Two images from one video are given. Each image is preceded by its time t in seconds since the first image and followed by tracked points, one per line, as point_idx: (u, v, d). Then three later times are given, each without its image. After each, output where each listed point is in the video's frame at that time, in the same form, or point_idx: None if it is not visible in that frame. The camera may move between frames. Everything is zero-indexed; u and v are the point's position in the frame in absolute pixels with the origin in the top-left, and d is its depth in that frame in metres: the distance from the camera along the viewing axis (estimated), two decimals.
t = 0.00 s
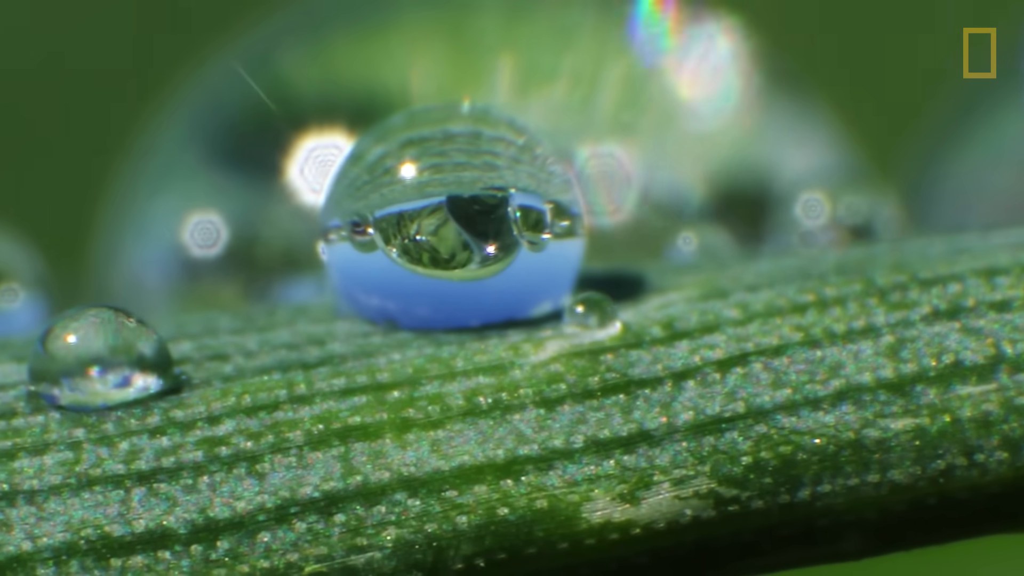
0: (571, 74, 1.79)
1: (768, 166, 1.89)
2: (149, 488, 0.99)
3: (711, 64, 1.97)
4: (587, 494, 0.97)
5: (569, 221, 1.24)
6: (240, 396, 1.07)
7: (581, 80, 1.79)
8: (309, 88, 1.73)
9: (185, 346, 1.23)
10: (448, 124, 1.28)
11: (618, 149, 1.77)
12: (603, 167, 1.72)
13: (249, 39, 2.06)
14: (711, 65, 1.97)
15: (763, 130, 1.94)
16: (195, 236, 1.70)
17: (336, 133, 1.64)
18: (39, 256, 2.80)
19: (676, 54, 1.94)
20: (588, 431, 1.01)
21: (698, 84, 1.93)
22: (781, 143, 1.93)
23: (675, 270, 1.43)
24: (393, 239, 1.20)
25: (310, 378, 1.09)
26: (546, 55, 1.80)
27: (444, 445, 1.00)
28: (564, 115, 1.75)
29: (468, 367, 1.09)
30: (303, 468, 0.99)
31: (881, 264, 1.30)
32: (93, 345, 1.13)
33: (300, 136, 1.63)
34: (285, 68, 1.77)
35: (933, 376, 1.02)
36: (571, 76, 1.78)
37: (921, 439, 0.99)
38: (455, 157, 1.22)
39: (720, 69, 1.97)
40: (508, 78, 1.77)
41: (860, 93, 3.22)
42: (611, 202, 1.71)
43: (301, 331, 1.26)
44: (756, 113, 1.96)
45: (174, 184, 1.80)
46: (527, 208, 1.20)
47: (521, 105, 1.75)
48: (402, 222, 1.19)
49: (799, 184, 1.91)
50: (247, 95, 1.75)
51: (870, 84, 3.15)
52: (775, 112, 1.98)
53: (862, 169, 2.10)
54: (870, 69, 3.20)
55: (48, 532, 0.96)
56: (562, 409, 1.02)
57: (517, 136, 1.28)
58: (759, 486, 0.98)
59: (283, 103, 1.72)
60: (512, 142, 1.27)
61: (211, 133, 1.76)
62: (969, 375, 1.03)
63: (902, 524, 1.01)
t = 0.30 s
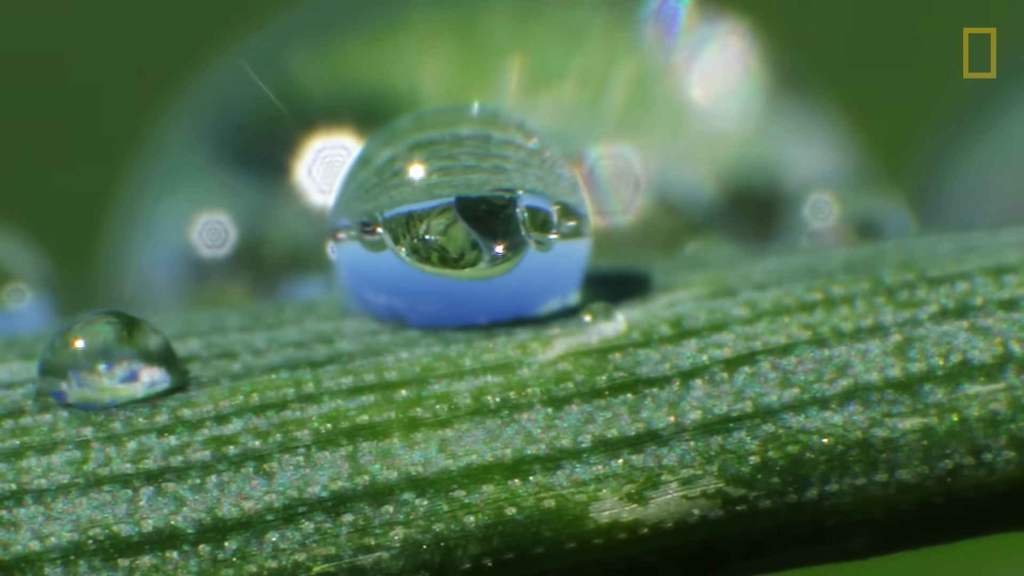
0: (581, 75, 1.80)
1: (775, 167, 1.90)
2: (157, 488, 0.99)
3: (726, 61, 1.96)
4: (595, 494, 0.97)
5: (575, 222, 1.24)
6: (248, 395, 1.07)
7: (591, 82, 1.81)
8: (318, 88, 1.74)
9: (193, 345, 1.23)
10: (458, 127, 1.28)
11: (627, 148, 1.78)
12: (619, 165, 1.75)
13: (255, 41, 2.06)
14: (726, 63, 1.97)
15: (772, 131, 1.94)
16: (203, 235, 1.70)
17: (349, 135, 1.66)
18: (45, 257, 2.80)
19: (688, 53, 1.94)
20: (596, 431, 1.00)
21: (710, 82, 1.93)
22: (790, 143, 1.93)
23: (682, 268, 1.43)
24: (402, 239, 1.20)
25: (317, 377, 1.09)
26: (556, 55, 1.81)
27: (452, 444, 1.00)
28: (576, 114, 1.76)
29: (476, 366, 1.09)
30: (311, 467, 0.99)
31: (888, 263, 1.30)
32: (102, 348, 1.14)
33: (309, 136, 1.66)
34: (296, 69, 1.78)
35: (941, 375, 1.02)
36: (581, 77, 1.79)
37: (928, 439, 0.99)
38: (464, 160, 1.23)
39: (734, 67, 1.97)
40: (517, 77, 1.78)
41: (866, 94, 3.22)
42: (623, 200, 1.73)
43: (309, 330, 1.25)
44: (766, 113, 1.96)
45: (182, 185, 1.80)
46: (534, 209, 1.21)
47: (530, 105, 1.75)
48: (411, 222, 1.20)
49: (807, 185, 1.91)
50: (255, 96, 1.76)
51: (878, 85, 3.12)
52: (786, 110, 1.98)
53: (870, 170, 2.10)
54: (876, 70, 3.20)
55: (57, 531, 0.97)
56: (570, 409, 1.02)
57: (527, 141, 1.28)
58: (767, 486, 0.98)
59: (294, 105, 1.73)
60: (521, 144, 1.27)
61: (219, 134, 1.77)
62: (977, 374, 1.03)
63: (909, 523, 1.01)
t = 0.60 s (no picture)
0: (586, 81, 1.85)
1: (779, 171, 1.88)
2: (164, 487, 0.99)
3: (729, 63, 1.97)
4: (602, 493, 0.97)
5: (582, 224, 1.24)
6: (255, 395, 1.07)
7: (595, 89, 1.85)
8: (323, 92, 1.78)
9: (200, 345, 1.23)
10: (465, 131, 1.28)
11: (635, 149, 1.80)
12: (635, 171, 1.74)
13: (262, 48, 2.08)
14: (732, 67, 1.97)
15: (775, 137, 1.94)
16: (211, 238, 1.70)
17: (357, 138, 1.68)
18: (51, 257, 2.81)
19: (691, 58, 1.96)
20: (602, 430, 1.00)
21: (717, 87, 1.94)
22: (793, 148, 1.93)
23: (689, 268, 1.43)
24: (410, 240, 1.20)
25: (324, 376, 1.09)
26: (562, 62, 1.87)
27: (459, 444, 1.00)
28: (580, 117, 1.80)
29: (483, 366, 1.09)
30: (317, 466, 0.99)
31: (895, 262, 1.30)
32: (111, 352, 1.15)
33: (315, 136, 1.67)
34: (303, 75, 1.81)
35: (948, 374, 1.02)
36: (585, 82, 1.84)
37: (935, 438, 0.99)
38: (472, 164, 1.22)
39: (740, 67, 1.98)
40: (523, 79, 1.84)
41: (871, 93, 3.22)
42: (632, 203, 1.72)
43: (316, 329, 1.25)
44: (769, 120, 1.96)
45: (189, 187, 1.81)
46: (541, 211, 1.21)
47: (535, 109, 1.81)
48: (418, 224, 1.20)
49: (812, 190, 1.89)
50: (259, 98, 1.78)
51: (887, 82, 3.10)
52: (790, 117, 1.98)
53: (877, 180, 2.09)
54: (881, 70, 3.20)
55: (63, 531, 0.97)
56: (576, 408, 1.02)
57: (535, 143, 1.28)
58: (774, 485, 0.98)
59: (299, 107, 1.76)
60: (529, 148, 1.26)
61: (226, 137, 1.78)
62: (984, 373, 1.03)
63: (916, 523, 1.01)
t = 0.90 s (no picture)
0: (593, 83, 1.86)
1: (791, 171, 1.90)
2: (171, 487, 0.99)
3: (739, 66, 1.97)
4: (609, 493, 0.97)
5: (588, 225, 1.24)
6: (262, 394, 1.07)
7: (604, 91, 1.86)
8: (330, 96, 1.79)
9: (207, 344, 1.23)
10: (471, 135, 1.30)
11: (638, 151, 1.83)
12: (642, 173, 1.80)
13: (267, 50, 2.09)
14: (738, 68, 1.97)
15: (789, 137, 1.94)
16: (217, 238, 1.72)
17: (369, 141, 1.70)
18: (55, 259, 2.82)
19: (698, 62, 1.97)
20: (610, 429, 1.01)
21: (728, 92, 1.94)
22: (807, 147, 1.93)
23: (695, 268, 1.43)
24: (417, 241, 1.21)
25: (332, 376, 1.09)
26: (569, 65, 1.89)
27: (466, 443, 1.00)
28: (587, 119, 1.82)
29: (490, 365, 1.09)
30: (325, 466, 0.99)
31: (902, 262, 1.30)
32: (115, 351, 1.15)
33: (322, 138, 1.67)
34: (311, 79, 1.83)
35: (955, 374, 1.03)
36: (593, 85, 1.86)
37: (942, 437, 1.00)
38: (479, 167, 1.24)
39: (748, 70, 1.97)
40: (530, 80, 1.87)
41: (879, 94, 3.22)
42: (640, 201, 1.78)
43: (323, 329, 1.25)
44: (783, 120, 1.96)
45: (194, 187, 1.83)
46: (547, 213, 1.21)
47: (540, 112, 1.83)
48: (426, 225, 1.20)
49: (823, 192, 1.90)
50: (265, 101, 1.80)
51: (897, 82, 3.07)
52: (804, 116, 1.98)
53: (885, 184, 2.10)
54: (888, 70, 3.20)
55: (70, 531, 0.97)
56: (584, 408, 1.02)
57: (541, 147, 1.30)
58: (781, 485, 0.98)
59: (305, 111, 1.77)
60: (536, 152, 1.28)
61: (232, 138, 1.80)
62: (991, 372, 1.03)
63: (923, 523, 1.01)
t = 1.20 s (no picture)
0: (594, 86, 1.90)
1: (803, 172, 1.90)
2: (179, 486, 0.99)
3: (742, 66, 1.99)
4: (617, 493, 0.97)
5: (594, 230, 1.26)
6: (271, 394, 1.07)
7: (607, 93, 1.90)
8: (336, 96, 1.84)
9: (214, 344, 1.23)
10: (478, 140, 1.32)
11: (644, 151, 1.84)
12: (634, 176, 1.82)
13: (274, 55, 2.10)
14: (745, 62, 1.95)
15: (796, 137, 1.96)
16: (227, 241, 1.70)
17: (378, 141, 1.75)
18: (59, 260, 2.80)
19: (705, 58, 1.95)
20: (618, 428, 1.01)
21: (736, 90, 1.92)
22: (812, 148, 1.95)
23: (704, 267, 1.43)
24: (426, 243, 1.23)
25: (340, 375, 1.09)
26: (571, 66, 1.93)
27: (474, 443, 1.00)
28: (589, 120, 1.87)
29: (498, 365, 1.09)
30: (333, 466, 0.99)
31: (911, 260, 1.30)
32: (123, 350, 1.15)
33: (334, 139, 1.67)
34: (316, 82, 1.87)
35: (963, 374, 1.02)
36: (595, 88, 1.90)
37: (950, 437, 1.00)
38: (487, 174, 1.26)
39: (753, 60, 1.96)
40: (534, 79, 1.90)
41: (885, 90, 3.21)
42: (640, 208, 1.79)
43: (331, 328, 1.25)
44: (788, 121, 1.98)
45: (201, 190, 1.84)
46: (555, 217, 1.23)
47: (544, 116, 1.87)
48: (435, 228, 1.23)
49: (829, 193, 1.93)
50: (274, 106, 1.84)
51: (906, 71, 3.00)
52: (807, 118, 2.01)
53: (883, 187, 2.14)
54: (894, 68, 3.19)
55: (79, 531, 0.97)
56: (592, 407, 1.02)
57: (548, 153, 1.32)
58: (789, 484, 0.98)
59: (312, 113, 1.81)
60: (543, 159, 1.31)
61: (241, 141, 1.82)
62: (1000, 372, 1.03)
63: (931, 523, 1.01)
